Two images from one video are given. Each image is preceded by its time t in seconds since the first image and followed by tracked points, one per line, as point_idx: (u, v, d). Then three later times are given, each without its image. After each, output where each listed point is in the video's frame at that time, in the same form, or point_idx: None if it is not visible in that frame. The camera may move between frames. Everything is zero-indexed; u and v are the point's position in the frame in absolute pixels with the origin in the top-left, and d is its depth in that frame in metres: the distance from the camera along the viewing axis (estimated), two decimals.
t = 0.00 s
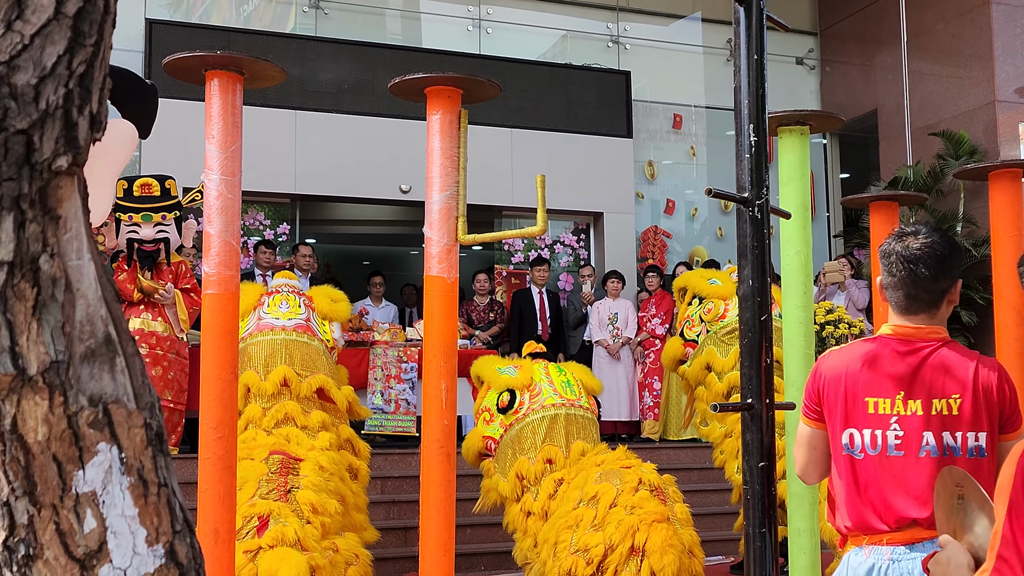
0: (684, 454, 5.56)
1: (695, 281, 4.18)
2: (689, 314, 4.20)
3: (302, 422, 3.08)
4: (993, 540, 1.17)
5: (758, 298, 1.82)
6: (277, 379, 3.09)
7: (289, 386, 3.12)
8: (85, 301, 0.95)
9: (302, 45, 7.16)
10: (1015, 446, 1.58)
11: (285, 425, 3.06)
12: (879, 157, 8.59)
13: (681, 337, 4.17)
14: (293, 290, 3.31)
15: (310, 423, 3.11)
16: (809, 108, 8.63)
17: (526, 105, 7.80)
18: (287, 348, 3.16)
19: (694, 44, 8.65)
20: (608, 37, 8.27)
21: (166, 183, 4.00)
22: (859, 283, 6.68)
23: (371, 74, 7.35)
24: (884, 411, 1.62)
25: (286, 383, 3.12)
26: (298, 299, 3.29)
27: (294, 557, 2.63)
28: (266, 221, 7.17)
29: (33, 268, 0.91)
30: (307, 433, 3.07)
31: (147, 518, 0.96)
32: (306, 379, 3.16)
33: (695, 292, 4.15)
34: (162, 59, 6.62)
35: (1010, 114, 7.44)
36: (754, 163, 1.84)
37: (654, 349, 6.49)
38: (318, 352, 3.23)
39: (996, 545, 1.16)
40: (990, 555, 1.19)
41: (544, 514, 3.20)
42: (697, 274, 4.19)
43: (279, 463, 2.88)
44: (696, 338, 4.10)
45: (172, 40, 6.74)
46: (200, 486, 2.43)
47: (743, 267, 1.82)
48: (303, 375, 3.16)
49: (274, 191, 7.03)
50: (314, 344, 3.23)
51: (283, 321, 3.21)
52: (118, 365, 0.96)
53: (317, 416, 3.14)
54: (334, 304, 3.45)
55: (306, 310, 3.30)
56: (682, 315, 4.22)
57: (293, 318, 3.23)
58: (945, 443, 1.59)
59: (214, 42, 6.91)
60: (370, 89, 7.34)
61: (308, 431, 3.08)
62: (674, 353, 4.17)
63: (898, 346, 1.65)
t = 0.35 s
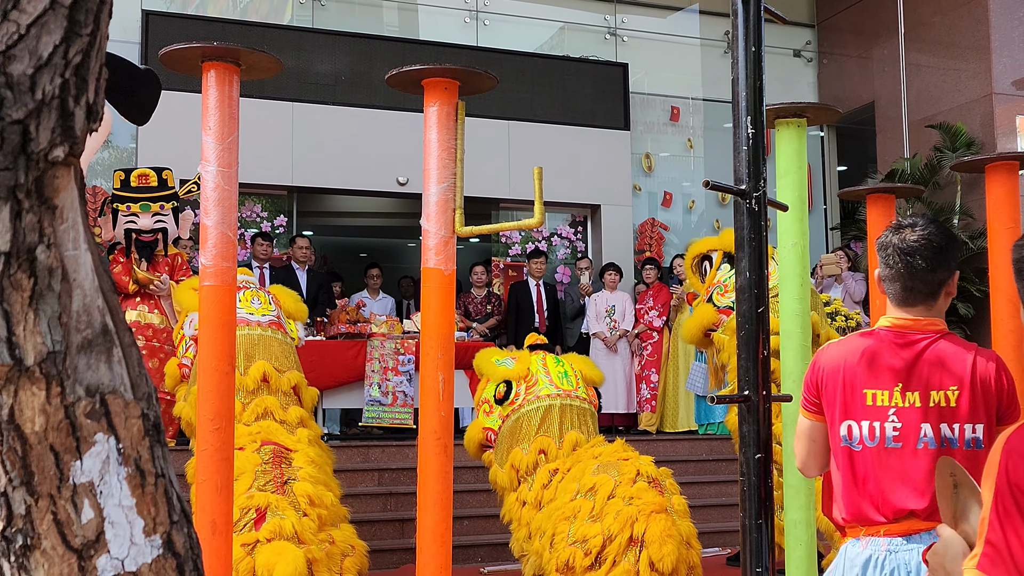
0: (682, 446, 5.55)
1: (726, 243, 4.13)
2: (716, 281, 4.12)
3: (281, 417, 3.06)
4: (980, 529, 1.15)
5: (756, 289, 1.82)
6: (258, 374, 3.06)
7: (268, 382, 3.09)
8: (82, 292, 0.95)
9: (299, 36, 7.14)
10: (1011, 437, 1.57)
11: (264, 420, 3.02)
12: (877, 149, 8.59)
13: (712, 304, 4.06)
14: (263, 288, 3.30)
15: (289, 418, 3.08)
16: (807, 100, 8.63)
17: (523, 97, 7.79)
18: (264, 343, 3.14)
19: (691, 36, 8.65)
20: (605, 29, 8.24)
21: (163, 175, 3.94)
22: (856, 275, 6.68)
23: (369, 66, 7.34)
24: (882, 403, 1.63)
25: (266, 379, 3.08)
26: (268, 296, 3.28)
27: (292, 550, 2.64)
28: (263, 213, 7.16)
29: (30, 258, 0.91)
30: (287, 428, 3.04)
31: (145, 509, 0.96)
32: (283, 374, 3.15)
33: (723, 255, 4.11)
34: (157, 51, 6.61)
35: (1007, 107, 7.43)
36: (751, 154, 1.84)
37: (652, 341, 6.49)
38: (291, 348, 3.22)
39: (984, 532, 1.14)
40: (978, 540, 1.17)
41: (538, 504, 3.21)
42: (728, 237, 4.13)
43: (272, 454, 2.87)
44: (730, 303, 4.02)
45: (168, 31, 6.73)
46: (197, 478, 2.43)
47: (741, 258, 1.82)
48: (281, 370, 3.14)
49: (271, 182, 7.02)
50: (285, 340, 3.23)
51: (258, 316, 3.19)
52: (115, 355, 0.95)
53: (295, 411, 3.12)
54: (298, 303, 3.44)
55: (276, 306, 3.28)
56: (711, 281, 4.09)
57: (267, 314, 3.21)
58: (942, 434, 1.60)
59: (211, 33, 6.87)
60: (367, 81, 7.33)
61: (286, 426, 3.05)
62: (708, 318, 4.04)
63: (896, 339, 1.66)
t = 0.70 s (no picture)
0: (679, 442, 5.55)
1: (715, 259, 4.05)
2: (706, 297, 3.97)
3: (269, 410, 3.10)
4: (973, 536, 1.17)
5: (753, 286, 1.83)
6: (247, 368, 3.14)
7: (258, 376, 3.16)
8: (81, 291, 0.95)
9: (296, 32, 7.14)
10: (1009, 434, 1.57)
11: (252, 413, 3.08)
12: (874, 145, 8.60)
13: (702, 321, 3.90)
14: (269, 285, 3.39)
15: (272, 410, 3.11)
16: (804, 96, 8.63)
17: (520, 92, 7.79)
18: (260, 337, 3.23)
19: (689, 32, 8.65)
20: (603, 24, 8.22)
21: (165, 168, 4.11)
22: (853, 271, 6.68)
23: (366, 61, 7.33)
24: (879, 399, 1.64)
25: (254, 373, 3.16)
26: (274, 292, 3.37)
27: (287, 544, 2.64)
28: (260, 209, 7.16)
29: (29, 258, 0.91)
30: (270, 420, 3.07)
31: (144, 507, 0.96)
32: (274, 367, 3.21)
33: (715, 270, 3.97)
34: (155, 47, 6.61)
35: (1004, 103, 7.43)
36: (748, 151, 1.84)
37: (649, 337, 6.49)
38: (289, 344, 3.29)
39: (976, 539, 1.16)
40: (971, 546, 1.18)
41: (536, 498, 3.23)
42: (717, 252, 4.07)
43: (265, 450, 2.89)
44: (721, 319, 3.87)
45: (166, 27, 6.73)
46: (196, 473, 2.43)
47: (737, 255, 1.83)
48: (272, 363, 3.20)
49: (269, 178, 7.02)
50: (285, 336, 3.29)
51: (257, 312, 3.28)
52: (114, 354, 0.96)
53: (280, 401, 3.13)
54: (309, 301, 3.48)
55: (281, 302, 3.36)
56: (699, 298, 3.96)
57: (268, 309, 3.30)
58: (940, 430, 1.60)
59: (208, 29, 6.87)
60: (364, 76, 7.32)
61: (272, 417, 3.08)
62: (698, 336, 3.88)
63: (895, 334, 1.66)
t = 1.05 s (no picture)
0: (678, 437, 5.56)
1: (687, 312, 4.24)
2: (688, 347, 4.15)
3: (297, 406, 3.08)
4: (965, 527, 1.16)
5: (749, 280, 1.82)
6: (279, 363, 3.11)
7: (289, 370, 3.13)
8: (72, 285, 0.95)
9: (293, 28, 7.12)
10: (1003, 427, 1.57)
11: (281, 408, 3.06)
12: (872, 140, 8.60)
13: (685, 370, 4.08)
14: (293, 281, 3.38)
15: (302, 408, 3.09)
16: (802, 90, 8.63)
17: (518, 88, 7.78)
18: (291, 332, 3.19)
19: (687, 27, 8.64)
20: (601, 19, 8.20)
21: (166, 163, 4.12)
22: (852, 266, 6.67)
23: (363, 57, 7.32)
24: (875, 393, 1.64)
25: (286, 367, 3.13)
26: (300, 288, 3.35)
27: (286, 538, 2.65)
28: (258, 206, 7.16)
29: (19, 252, 0.91)
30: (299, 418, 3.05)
31: (136, 501, 0.96)
32: (305, 361, 3.18)
33: (690, 322, 4.19)
34: (152, 43, 6.60)
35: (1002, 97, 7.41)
36: (744, 146, 1.84)
37: (648, 333, 6.48)
38: (319, 339, 3.27)
39: (967, 530, 1.15)
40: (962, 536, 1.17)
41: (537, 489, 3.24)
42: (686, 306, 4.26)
43: (272, 447, 2.88)
44: (700, 365, 4.04)
45: (163, 24, 6.71)
46: (193, 468, 2.43)
47: (734, 249, 1.83)
48: (303, 358, 3.18)
49: (266, 175, 7.02)
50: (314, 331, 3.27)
51: (286, 306, 3.26)
52: (106, 348, 0.96)
53: (311, 399, 3.12)
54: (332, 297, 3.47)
55: (306, 298, 3.35)
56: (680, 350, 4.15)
57: (296, 305, 3.27)
58: (935, 424, 1.60)
59: (205, 26, 6.86)
60: (361, 73, 7.31)
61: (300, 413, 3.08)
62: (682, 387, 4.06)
63: (892, 328, 1.66)
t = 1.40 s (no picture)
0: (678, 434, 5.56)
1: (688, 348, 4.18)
2: (685, 383, 4.18)
3: (302, 412, 3.10)
4: (962, 518, 1.15)
5: (748, 278, 1.82)
6: (285, 370, 3.14)
7: (295, 377, 3.16)
8: (63, 285, 0.95)
9: (294, 26, 7.11)
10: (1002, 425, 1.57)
11: (285, 416, 3.09)
12: (873, 136, 8.59)
13: (681, 407, 4.13)
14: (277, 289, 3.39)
15: (311, 412, 3.13)
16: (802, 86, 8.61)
17: (519, 86, 7.77)
18: (288, 340, 3.22)
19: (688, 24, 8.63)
20: (602, 16, 8.19)
21: (165, 166, 4.19)
22: (853, 263, 6.66)
23: (363, 55, 7.32)
24: (874, 390, 1.63)
25: (293, 373, 3.17)
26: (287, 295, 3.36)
27: (288, 538, 2.66)
28: (259, 204, 7.15)
29: (9, 252, 0.91)
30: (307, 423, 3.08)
31: (127, 500, 0.97)
32: (310, 368, 3.22)
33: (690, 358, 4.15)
34: (151, 41, 6.60)
35: (1003, 93, 7.40)
36: (742, 143, 1.84)
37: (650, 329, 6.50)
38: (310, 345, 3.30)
39: (964, 522, 1.14)
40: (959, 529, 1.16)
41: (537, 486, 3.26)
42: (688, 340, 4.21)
43: (274, 445, 2.88)
44: (697, 406, 4.10)
45: (164, 21, 6.71)
46: (194, 467, 2.43)
47: (732, 247, 1.83)
48: (308, 365, 3.23)
49: (267, 173, 7.01)
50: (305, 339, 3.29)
51: (278, 314, 3.27)
52: (97, 348, 0.96)
53: (318, 405, 3.15)
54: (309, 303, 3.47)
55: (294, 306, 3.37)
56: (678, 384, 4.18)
57: (287, 313, 3.29)
58: (934, 422, 1.60)
59: (205, 24, 6.86)
60: (362, 71, 7.31)
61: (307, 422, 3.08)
62: (676, 424, 4.13)
63: (891, 325, 1.66)
